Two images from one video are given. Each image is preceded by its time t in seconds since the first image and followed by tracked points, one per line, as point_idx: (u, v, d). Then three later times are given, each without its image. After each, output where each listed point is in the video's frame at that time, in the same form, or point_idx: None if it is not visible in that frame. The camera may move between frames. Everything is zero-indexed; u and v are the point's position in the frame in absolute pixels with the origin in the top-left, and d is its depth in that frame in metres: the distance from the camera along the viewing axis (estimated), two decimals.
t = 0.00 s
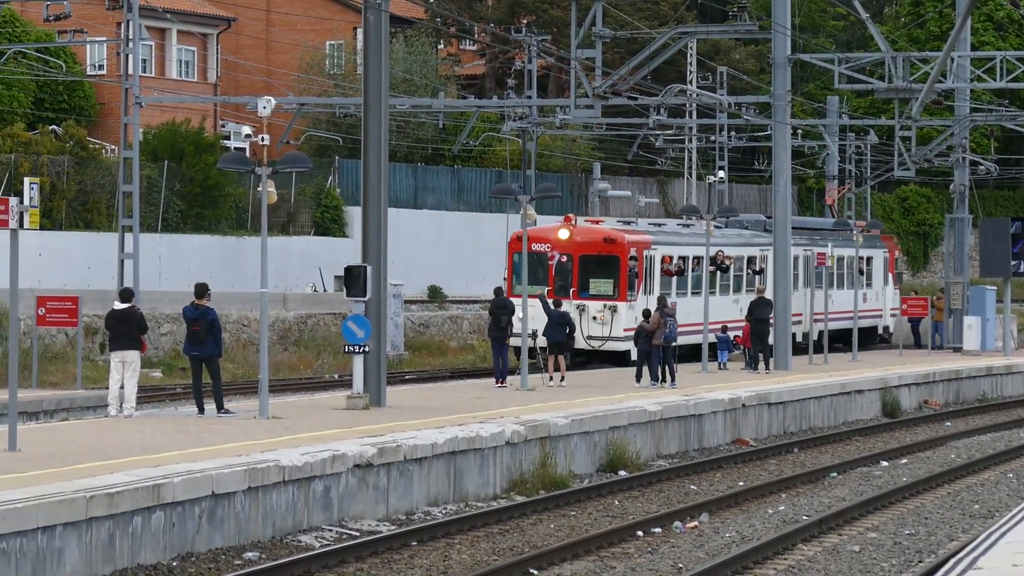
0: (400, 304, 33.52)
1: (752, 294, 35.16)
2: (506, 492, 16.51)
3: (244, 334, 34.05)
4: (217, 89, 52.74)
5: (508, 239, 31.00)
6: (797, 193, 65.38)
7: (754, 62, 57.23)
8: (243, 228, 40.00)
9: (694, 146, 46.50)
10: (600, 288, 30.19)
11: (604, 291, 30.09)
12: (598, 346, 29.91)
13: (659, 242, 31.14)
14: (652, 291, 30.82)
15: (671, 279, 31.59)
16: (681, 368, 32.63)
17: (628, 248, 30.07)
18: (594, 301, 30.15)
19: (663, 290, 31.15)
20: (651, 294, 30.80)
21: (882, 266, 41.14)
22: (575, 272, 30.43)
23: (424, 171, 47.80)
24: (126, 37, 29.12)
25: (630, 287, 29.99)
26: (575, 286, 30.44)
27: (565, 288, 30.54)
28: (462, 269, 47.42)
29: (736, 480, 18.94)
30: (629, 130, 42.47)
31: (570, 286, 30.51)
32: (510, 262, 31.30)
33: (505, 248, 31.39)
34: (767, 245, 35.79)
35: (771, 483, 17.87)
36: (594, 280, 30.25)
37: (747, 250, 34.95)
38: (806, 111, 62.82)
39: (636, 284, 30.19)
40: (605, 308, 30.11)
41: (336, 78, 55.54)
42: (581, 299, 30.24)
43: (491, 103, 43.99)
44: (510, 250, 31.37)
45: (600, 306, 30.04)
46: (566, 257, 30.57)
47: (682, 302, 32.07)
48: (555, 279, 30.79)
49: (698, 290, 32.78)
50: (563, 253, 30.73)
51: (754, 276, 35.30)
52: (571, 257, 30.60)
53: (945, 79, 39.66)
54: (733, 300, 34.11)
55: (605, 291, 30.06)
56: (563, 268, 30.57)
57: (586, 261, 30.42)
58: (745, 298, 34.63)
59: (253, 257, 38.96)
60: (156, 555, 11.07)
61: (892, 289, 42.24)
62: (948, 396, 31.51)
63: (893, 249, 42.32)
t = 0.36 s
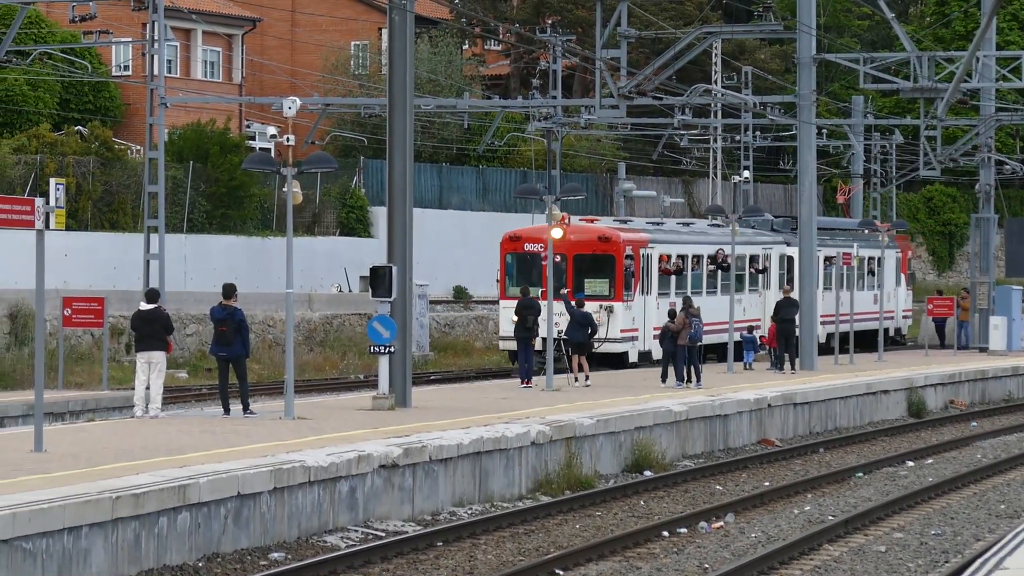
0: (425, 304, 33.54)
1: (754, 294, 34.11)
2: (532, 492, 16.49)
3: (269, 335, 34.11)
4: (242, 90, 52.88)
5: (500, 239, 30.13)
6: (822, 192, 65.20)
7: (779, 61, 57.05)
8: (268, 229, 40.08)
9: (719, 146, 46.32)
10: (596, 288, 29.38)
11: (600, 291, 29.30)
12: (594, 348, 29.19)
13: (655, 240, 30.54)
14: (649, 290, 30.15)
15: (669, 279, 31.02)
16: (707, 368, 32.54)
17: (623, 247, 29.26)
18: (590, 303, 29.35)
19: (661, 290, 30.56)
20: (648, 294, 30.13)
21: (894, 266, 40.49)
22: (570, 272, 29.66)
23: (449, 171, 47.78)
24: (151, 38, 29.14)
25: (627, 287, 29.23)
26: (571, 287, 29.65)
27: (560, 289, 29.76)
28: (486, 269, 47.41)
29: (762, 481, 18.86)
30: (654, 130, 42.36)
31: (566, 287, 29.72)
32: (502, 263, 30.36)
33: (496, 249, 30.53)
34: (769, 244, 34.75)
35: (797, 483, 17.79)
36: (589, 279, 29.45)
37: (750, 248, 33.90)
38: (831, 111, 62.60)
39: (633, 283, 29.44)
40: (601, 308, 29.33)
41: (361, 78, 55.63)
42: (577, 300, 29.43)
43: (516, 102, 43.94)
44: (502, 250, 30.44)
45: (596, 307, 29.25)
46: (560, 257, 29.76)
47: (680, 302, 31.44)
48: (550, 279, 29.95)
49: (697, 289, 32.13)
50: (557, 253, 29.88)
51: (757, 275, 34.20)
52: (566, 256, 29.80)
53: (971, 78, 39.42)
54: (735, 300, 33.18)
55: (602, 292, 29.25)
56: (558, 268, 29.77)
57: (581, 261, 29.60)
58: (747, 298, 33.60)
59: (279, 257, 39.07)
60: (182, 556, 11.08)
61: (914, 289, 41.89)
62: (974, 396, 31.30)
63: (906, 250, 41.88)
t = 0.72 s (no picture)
0: (447, 306, 33.56)
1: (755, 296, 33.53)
2: (554, 494, 16.46)
3: (291, 336, 34.21)
4: (263, 92, 52.99)
5: (489, 241, 29.38)
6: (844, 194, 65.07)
7: (801, 63, 56.98)
8: (289, 231, 40.17)
9: (741, 148, 46.21)
10: (587, 291, 28.55)
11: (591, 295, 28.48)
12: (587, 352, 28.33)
13: (650, 241, 29.69)
14: (644, 292, 29.35)
15: (664, 280, 30.24)
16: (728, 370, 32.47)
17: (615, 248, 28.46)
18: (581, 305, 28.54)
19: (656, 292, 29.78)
20: (642, 297, 29.36)
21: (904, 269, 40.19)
22: (560, 274, 28.87)
23: (471, 173, 47.77)
24: (173, 40, 29.20)
25: (619, 289, 28.43)
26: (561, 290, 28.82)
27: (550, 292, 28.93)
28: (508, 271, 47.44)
29: (784, 483, 18.79)
30: (675, 131, 42.27)
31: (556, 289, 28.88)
32: (490, 265, 29.53)
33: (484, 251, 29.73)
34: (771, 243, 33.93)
35: (820, 485, 17.73)
36: (579, 282, 28.62)
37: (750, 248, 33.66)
38: (853, 113, 62.52)
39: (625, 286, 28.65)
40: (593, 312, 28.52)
41: (383, 80, 55.78)
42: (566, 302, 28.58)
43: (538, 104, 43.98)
44: (490, 252, 29.63)
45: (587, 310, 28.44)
46: (550, 258, 28.96)
47: (677, 304, 30.69)
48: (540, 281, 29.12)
49: (693, 291, 31.39)
50: (547, 255, 29.08)
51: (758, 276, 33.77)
52: (556, 258, 29.00)
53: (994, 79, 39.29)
54: (734, 302, 32.86)
55: (593, 294, 28.43)
56: (547, 270, 28.97)
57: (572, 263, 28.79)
58: (746, 300, 33.30)
59: (300, 259, 39.15)
60: (205, 557, 11.09)
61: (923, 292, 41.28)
62: (996, 398, 31.16)
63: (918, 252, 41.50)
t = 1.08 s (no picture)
0: (469, 307, 33.55)
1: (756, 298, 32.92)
2: (576, 495, 16.42)
3: (314, 337, 34.27)
4: (286, 93, 53.12)
5: (480, 241, 28.71)
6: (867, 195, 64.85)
7: (824, 64, 56.84)
8: (312, 232, 40.24)
9: (764, 148, 46.06)
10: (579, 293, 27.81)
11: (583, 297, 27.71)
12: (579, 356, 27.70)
13: (645, 242, 28.81)
14: (639, 295, 28.59)
15: (661, 282, 29.44)
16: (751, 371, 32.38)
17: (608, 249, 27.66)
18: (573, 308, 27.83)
19: (652, 294, 29.02)
20: (638, 299, 28.58)
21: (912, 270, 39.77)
22: (551, 275, 28.12)
23: (494, 174, 47.75)
24: (196, 40, 29.23)
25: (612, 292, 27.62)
26: (552, 292, 28.07)
27: (541, 294, 28.18)
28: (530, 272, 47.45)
29: (807, 484, 18.71)
30: (698, 133, 42.11)
31: (547, 291, 28.12)
32: (482, 266, 28.85)
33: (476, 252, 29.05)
34: (772, 245, 33.58)
35: (843, 486, 17.64)
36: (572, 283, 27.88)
37: (751, 250, 33.04)
38: (876, 114, 62.34)
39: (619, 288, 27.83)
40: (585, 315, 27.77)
41: (405, 80, 55.87)
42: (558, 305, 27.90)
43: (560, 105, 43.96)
44: (482, 253, 28.93)
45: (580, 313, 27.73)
46: (542, 259, 28.23)
47: (674, 307, 29.96)
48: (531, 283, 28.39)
49: (693, 293, 30.70)
50: (538, 255, 28.35)
51: (759, 278, 33.15)
52: (548, 259, 28.25)
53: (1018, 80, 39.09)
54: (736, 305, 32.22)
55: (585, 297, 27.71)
56: (538, 271, 28.23)
57: (564, 265, 28.06)
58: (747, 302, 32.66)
59: (323, 260, 39.21)
60: (228, 558, 11.10)
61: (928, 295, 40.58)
62: (1020, 399, 30.98)
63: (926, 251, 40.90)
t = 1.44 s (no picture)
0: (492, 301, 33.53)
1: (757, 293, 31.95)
2: (600, 488, 16.42)
3: (339, 331, 34.36)
4: (310, 87, 53.22)
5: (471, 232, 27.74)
6: (892, 189, 64.64)
7: (848, 58, 56.66)
8: (336, 226, 40.31)
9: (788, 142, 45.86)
10: (574, 288, 26.99)
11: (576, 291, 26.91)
12: (571, 353, 26.79)
13: (643, 236, 27.76)
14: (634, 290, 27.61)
15: (658, 277, 28.33)
16: (775, 365, 32.30)
17: (604, 243, 26.84)
18: (567, 303, 26.94)
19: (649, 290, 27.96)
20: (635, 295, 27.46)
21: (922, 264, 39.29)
22: (544, 269, 27.18)
23: (517, 168, 47.77)
24: (220, 35, 29.36)
25: (608, 287, 26.79)
26: (545, 286, 27.15)
27: (534, 288, 27.26)
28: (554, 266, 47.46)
29: (831, 477, 18.65)
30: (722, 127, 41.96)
31: (540, 285, 27.22)
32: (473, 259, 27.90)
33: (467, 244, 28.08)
34: (774, 240, 32.61)
35: (867, 480, 17.58)
36: (566, 278, 27.00)
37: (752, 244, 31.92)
38: (900, 108, 62.17)
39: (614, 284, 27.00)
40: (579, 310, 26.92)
41: (429, 75, 55.92)
42: (551, 300, 27.04)
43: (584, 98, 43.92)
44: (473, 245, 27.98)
45: (573, 308, 26.87)
46: (535, 252, 27.24)
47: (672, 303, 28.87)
48: (524, 276, 27.47)
49: (692, 288, 29.58)
50: (531, 248, 27.37)
51: (761, 273, 32.17)
52: (540, 253, 27.26)
53: None
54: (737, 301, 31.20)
55: (579, 292, 26.88)
56: (531, 265, 27.28)
57: (558, 258, 27.10)
58: (748, 297, 31.65)
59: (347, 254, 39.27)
60: (252, 551, 11.15)
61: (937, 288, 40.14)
62: None
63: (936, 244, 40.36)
